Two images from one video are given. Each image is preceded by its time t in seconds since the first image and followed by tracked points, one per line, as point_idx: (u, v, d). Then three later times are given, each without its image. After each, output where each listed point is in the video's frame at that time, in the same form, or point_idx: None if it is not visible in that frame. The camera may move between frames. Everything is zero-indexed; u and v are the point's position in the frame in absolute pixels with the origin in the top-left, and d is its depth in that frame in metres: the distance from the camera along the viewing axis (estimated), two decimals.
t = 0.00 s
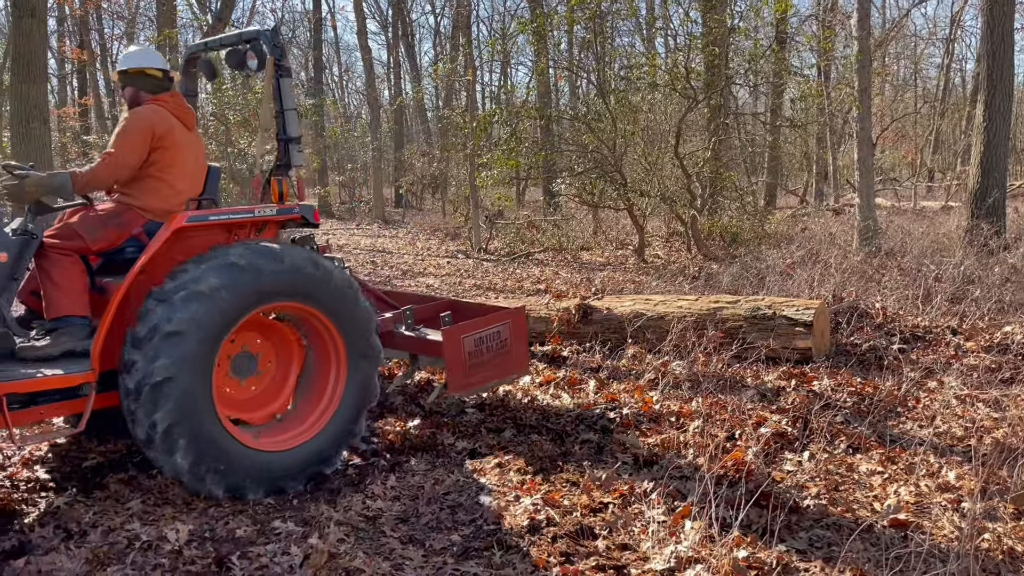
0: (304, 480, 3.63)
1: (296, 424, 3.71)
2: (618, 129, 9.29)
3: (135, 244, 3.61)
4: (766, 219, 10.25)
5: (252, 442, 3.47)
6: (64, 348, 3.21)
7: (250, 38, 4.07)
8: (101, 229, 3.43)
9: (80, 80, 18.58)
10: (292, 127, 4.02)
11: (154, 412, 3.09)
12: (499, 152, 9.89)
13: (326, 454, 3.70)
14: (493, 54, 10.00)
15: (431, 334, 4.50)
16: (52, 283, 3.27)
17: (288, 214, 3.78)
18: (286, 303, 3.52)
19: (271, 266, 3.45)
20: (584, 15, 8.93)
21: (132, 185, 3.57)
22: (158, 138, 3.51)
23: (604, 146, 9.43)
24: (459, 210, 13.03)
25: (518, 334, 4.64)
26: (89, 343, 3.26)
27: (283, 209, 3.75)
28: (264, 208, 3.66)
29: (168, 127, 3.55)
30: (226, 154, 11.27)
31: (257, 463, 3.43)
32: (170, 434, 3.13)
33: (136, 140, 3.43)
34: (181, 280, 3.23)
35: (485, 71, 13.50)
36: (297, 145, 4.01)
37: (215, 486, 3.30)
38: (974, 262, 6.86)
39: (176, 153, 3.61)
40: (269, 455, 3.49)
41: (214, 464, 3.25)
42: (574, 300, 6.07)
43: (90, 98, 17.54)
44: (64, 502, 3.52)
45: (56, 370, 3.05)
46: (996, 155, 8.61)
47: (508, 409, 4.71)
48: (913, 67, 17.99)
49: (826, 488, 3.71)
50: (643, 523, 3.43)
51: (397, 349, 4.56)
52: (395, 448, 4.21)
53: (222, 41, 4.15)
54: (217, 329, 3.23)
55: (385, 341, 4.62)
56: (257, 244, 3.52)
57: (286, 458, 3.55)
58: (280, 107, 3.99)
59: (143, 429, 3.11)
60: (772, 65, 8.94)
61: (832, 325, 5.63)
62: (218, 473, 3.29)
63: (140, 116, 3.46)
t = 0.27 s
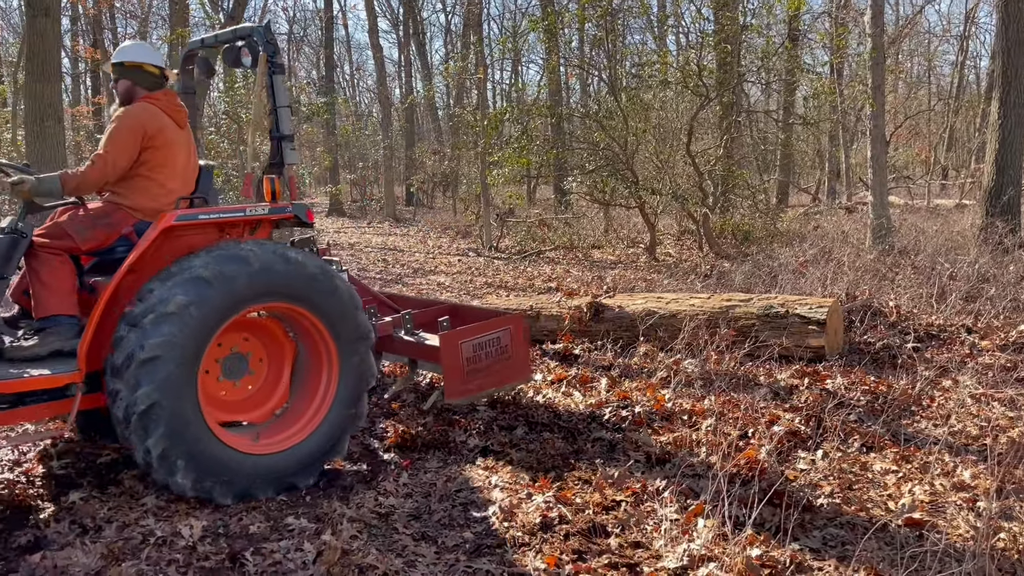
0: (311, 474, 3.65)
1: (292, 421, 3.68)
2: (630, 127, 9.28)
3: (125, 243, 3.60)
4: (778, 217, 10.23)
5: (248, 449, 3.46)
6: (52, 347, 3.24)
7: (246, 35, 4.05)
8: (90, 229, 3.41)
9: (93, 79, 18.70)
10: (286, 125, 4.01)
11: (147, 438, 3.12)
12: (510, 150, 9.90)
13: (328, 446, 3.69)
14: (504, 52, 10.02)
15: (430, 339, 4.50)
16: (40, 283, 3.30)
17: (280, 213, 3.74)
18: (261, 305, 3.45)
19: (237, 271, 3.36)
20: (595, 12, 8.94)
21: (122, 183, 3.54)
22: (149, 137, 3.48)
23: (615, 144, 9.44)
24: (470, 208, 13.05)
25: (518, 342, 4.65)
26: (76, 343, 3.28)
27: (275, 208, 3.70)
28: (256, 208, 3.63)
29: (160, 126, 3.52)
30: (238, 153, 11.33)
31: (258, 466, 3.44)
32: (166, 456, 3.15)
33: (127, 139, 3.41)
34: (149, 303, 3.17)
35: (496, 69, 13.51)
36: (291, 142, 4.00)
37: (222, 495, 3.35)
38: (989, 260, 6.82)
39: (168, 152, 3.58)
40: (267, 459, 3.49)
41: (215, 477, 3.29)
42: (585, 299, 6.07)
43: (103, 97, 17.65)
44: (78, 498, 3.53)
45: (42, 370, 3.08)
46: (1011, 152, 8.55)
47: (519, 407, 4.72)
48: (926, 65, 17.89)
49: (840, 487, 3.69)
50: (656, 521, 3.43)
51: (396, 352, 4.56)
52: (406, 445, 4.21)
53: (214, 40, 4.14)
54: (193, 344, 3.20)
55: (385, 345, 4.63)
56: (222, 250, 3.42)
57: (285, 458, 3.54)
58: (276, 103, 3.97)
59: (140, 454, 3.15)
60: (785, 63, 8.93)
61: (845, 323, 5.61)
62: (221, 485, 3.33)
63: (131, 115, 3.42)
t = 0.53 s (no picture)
0: (318, 469, 3.66)
1: (291, 420, 3.67)
2: (639, 124, 9.28)
3: (122, 241, 3.61)
4: (788, 215, 10.20)
5: (248, 450, 3.46)
6: (48, 347, 3.25)
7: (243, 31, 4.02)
8: (88, 227, 3.42)
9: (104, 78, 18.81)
10: (285, 122, 3.99)
11: (147, 450, 3.13)
12: (520, 148, 9.90)
13: (331, 440, 3.69)
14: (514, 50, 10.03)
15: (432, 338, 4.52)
16: (36, 282, 3.30)
17: (277, 211, 3.75)
18: (249, 306, 3.42)
19: (220, 274, 3.31)
20: (605, 10, 8.95)
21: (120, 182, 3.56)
22: (150, 136, 3.51)
23: (625, 142, 9.44)
24: (479, 206, 13.05)
25: (523, 342, 4.62)
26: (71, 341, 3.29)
27: (272, 206, 3.73)
28: (253, 206, 3.65)
29: (161, 126, 3.55)
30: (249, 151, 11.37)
31: (262, 466, 3.45)
32: (168, 466, 3.17)
33: (128, 138, 3.43)
34: (134, 316, 3.14)
35: (505, 67, 13.52)
36: (289, 140, 3.99)
37: (229, 497, 3.37)
38: (1002, 259, 6.77)
39: (167, 151, 3.60)
40: (270, 459, 3.49)
41: (219, 481, 3.31)
42: (594, 297, 6.06)
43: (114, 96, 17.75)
44: (90, 494, 3.55)
45: (38, 370, 3.09)
46: None
47: (529, 405, 4.72)
48: (937, 62, 17.80)
49: (852, 486, 3.68)
50: (666, 519, 3.42)
51: (398, 351, 4.60)
52: (416, 442, 4.22)
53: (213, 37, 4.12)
54: (183, 352, 3.18)
55: (387, 343, 4.66)
56: (202, 254, 3.36)
57: (287, 456, 3.54)
58: (273, 101, 3.97)
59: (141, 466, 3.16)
60: (795, 60, 8.91)
61: (857, 321, 5.59)
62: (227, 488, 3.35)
63: (134, 115, 3.44)
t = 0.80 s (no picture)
0: (326, 467, 3.68)
1: (299, 419, 3.69)
2: (648, 122, 9.22)
3: (131, 239, 3.64)
4: (796, 213, 10.18)
5: (256, 448, 3.48)
6: (57, 343, 3.27)
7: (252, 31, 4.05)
8: (97, 226, 3.44)
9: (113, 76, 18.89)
10: (292, 121, 3.99)
11: (156, 448, 3.15)
12: (527, 146, 9.90)
13: (338, 439, 3.71)
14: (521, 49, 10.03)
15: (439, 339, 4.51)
16: (46, 280, 3.33)
17: (286, 209, 3.76)
18: (256, 304, 3.44)
19: (227, 273, 3.33)
20: (613, 9, 8.94)
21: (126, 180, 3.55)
22: (162, 135, 3.54)
23: (633, 139, 9.44)
24: (486, 204, 13.05)
25: (529, 342, 4.64)
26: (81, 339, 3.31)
27: (281, 205, 3.73)
28: (262, 204, 3.65)
29: (171, 124, 3.58)
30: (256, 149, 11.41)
31: (270, 464, 3.47)
32: (177, 464, 3.19)
33: (145, 137, 3.45)
34: (142, 314, 3.16)
35: (512, 66, 13.51)
36: (296, 139, 4.00)
37: (238, 495, 3.39)
38: (1013, 257, 6.74)
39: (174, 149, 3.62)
40: (277, 457, 3.51)
41: (227, 479, 3.33)
42: (601, 295, 6.06)
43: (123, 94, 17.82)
44: (99, 491, 3.57)
45: (48, 368, 3.11)
46: None
47: (537, 404, 4.72)
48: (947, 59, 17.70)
49: (861, 485, 3.67)
50: (675, 518, 3.41)
51: (405, 352, 4.58)
52: (424, 440, 4.22)
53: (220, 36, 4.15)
54: (192, 351, 3.19)
55: (394, 344, 4.63)
56: (210, 253, 3.38)
57: (295, 454, 3.55)
58: (281, 100, 3.98)
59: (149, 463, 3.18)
60: (803, 58, 8.90)
61: (866, 320, 5.57)
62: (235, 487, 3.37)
63: (148, 113, 3.47)
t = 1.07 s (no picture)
0: (333, 468, 3.68)
1: (310, 418, 3.70)
2: (652, 121, 9.28)
3: (146, 239, 3.65)
4: (802, 212, 10.17)
5: (267, 445, 3.49)
6: (74, 342, 3.25)
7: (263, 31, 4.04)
8: (113, 224, 3.47)
9: (118, 75, 18.95)
10: (304, 121, 3.98)
11: (167, 438, 3.16)
12: (532, 146, 9.91)
13: (347, 441, 3.71)
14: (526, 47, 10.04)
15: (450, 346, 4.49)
16: (61, 280, 3.34)
17: (298, 208, 3.76)
18: (275, 302, 3.47)
19: (248, 268, 3.36)
20: (618, 7, 8.95)
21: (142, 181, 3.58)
22: (168, 132, 3.52)
23: (637, 138, 9.44)
24: (491, 204, 13.06)
25: (540, 351, 4.63)
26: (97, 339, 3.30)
27: (293, 204, 3.73)
28: (274, 204, 3.66)
29: (178, 120, 3.55)
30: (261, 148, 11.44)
31: (279, 462, 3.48)
32: (187, 455, 3.19)
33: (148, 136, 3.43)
34: (163, 304, 3.19)
35: (517, 64, 13.52)
36: (308, 139, 3.99)
37: (244, 491, 3.39)
38: (1019, 256, 6.72)
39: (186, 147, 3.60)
40: (286, 456, 3.52)
41: (236, 474, 3.33)
42: (606, 294, 6.06)
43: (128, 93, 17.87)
44: (104, 490, 3.58)
45: (64, 366, 3.09)
46: None
47: (541, 403, 4.72)
48: (953, 58, 17.65)
49: (866, 485, 3.66)
50: (679, 518, 3.41)
51: (415, 358, 4.55)
52: (429, 439, 4.23)
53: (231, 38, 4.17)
54: (208, 344, 3.22)
55: (404, 349, 4.61)
56: (233, 248, 3.42)
57: (305, 453, 3.56)
58: (292, 100, 3.96)
59: (161, 453, 3.19)
60: (809, 56, 8.89)
61: (871, 320, 5.57)
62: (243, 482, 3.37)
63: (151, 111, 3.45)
